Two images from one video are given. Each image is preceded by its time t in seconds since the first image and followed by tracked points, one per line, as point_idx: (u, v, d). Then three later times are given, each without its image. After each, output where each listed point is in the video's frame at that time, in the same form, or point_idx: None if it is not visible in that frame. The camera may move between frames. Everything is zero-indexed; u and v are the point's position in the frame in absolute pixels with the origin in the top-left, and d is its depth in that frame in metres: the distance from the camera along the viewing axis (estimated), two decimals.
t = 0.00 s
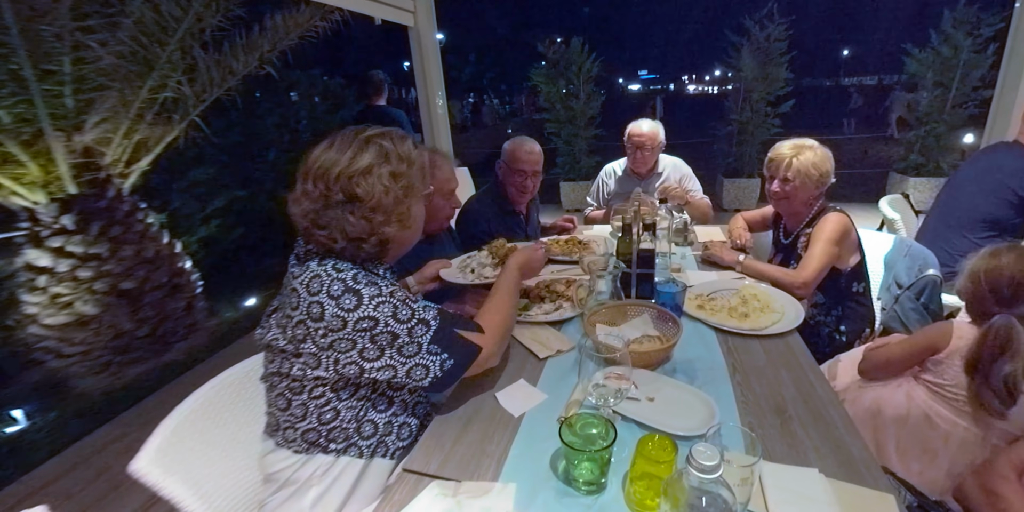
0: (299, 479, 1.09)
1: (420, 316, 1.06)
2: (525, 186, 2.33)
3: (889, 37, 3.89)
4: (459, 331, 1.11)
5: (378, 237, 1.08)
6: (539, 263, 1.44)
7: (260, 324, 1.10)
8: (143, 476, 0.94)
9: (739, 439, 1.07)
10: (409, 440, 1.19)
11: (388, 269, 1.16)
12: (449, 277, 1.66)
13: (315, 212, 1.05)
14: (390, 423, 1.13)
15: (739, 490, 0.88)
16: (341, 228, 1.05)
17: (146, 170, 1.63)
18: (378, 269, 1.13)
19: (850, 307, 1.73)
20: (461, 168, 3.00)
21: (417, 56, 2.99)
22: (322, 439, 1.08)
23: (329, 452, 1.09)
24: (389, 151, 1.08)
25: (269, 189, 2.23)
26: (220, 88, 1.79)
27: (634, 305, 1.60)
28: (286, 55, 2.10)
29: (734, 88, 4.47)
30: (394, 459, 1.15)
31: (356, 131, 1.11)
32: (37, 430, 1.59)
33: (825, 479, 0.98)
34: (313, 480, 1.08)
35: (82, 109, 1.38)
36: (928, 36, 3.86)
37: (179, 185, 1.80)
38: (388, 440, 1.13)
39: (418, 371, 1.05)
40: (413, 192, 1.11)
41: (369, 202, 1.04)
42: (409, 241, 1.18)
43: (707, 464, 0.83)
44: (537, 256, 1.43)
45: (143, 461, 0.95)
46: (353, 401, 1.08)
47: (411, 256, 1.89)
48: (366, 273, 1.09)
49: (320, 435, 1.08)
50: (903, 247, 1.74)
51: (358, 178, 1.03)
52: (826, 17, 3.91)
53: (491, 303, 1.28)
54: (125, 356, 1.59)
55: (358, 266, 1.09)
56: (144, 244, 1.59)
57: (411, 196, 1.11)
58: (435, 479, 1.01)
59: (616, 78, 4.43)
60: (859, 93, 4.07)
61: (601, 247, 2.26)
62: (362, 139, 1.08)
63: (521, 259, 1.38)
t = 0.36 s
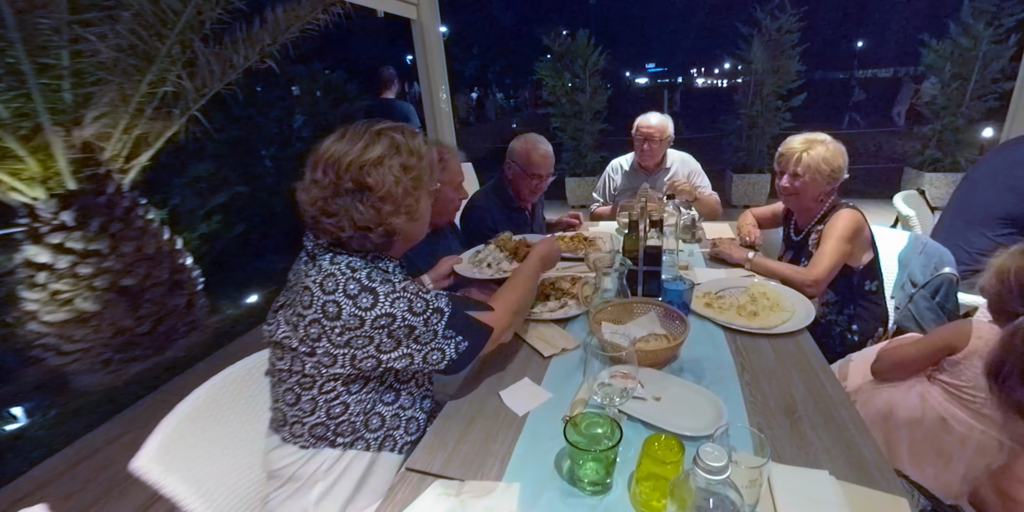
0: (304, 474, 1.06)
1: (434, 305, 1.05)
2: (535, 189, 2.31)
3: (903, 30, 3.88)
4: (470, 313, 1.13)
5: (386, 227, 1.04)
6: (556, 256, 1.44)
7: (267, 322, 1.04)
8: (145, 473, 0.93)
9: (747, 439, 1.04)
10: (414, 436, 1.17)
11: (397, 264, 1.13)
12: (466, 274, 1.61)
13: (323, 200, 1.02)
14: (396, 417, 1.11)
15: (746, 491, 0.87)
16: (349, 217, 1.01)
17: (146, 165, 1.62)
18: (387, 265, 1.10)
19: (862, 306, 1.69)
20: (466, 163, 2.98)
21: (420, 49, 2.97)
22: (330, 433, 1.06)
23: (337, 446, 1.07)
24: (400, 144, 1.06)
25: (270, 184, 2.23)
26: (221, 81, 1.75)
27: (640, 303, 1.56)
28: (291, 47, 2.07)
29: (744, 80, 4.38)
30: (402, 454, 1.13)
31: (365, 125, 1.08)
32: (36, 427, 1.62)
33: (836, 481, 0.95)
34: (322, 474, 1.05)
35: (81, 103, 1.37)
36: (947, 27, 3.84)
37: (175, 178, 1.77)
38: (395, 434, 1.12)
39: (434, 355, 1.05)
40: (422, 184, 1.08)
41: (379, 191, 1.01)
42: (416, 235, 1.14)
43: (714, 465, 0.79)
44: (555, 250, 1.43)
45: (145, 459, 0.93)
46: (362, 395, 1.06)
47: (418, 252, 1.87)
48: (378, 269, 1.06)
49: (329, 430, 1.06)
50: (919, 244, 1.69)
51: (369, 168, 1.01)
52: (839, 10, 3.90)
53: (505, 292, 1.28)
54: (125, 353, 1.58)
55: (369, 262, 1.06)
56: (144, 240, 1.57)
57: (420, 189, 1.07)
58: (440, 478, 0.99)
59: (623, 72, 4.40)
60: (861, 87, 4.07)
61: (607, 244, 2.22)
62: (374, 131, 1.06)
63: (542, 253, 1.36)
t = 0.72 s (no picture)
0: (304, 474, 1.04)
1: (436, 306, 1.01)
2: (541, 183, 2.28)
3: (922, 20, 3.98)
4: (473, 315, 1.07)
5: (389, 223, 1.02)
6: (555, 260, 1.41)
7: (268, 320, 1.02)
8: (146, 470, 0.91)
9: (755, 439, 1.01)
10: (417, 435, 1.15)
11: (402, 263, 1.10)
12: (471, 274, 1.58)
13: (326, 196, 0.99)
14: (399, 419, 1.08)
15: (754, 493, 0.85)
16: (349, 213, 0.98)
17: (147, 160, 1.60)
18: (390, 263, 1.07)
19: (876, 305, 1.65)
20: (470, 158, 2.96)
21: (424, 41, 2.78)
22: (331, 432, 1.03)
23: (337, 446, 1.05)
24: (405, 139, 1.03)
25: (271, 179, 2.21)
26: (221, 76, 1.72)
27: (647, 301, 1.53)
28: (292, 41, 2.02)
29: (754, 74, 4.25)
30: (405, 454, 1.11)
31: (367, 119, 1.05)
32: (36, 425, 1.63)
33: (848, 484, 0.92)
34: (323, 475, 1.03)
35: (79, 97, 1.34)
36: (967, 17, 3.85)
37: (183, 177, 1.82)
38: (398, 435, 1.09)
39: (436, 358, 1.02)
40: (425, 180, 1.05)
41: (383, 186, 0.98)
42: (418, 232, 1.11)
43: (722, 466, 0.77)
44: (555, 253, 1.41)
45: (146, 456, 0.91)
46: (364, 394, 1.03)
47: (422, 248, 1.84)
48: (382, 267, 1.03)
49: (330, 429, 1.03)
50: (934, 242, 1.65)
51: (372, 163, 0.98)
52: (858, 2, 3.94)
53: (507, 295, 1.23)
54: (126, 350, 1.57)
55: (372, 260, 1.03)
56: (145, 236, 1.55)
57: (423, 184, 1.05)
58: (442, 477, 0.97)
59: (630, 65, 4.36)
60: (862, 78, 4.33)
61: (613, 240, 2.19)
62: (377, 126, 1.02)
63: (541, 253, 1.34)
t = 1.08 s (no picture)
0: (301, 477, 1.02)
1: (420, 314, 0.96)
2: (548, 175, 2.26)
3: (937, 11, 3.86)
4: (461, 329, 1.00)
5: (379, 218, 0.99)
6: (551, 261, 1.31)
7: (256, 320, 1.02)
8: (146, 469, 0.88)
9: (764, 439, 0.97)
10: (418, 435, 1.13)
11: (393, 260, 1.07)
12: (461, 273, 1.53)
13: (316, 188, 0.97)
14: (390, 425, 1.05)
15: (763, 495, 0.84)
16: (341, 206, 0.96)
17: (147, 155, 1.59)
18: (379, 260, 1.04)
19: (890, 304, 1.61)
20: (474, 154, 2.93)
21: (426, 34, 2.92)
22: (324, 435, 1.02)
23: (332, 450, 1.02)
24: (396, 133, 1.00)
25: (272, 175, 2.20)
26: (222, 69, 1.69)
27: (653, 299, 1.49)
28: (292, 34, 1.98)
29: (765, 67, 4.23)
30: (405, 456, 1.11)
31: (359, 113, 1.03)
32: (36, 423, 1.63)
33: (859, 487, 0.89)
34: (316, 480, 1.01)
35: (78, 91, 1.33)
36: (987, 6, 3.76)
37: (183, 171, 1.82)
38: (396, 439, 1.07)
39: (419, 371, 0.97)
40: (417, 175, 1.03)
41: (374, 180, 0.96)
42: (414, 226, 1.09)
43: (730, 467, 0.74)
44: (548, 254, 1.30)
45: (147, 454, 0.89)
46: (354, 397, 1.01)
47: (423, 244, 1.82)
48: (369, 265, 1.01)
49: (324, 431, 1.01)
50: (950, 239, 1.60)
51: (362, 156, 0.96)
52: None
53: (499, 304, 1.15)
54: (126, 347, 1.56)
55: (360, 258, 1.01)
56: (144, 232, 1.53)
57: (414, 179, 1.02)
58: (446, 476, 0.95)
59: (638, 58, 4.31)
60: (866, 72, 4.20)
61: (620, 237, 2.15)
62: (367, 120, 1.00)
63: (533, 257, 1.25)
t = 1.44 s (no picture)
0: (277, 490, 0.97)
1: (360, 342, 0.86)
2: (556, 168, 2.20)
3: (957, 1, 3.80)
4: (409, 371, 0.89)
5: (333, 221, 0.93)
6: (531, 286, 1.20)
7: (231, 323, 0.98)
8: (145, 467, 0.88)
9: (772, 440, 0.94)
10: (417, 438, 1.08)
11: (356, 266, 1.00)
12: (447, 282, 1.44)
13: (270, 190, 0.93)
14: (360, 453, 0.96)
15: (772, 497, 0.81)
16: (292, 210, 0.92)
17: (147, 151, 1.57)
18: (337, 266, 0.96)
19: (904, 303, 1.57)
20: (478, 149, 2.91)
21: (429, 26, 2.90)
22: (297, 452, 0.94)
23: (310, 469, 0.94)
24: (353, 130, 0.94)
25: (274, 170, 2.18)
26: (222, 63, 1.66)
27: (661, 297, 1.46)
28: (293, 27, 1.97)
29: (777, 59, 4.17)
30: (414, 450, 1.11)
31: (318, 108, 0.97)
32: (36, 420, 1.62)
33: (871, 490, 0.86)
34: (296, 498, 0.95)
35: (77, 85, 1.31)
36: None
37: (180, 165, 1.81)
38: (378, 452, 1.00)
39: (359, 408, 0.88)
40: (377, 174, 0.95)
41: (323, 182, 0.90)
42: (385, 230, 1.04)
43: (737, 468, 0.71)
44: (528, 278, 1.20)
45: (145, 452, 0.88)
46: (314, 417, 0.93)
47: (428, 241, 1.76)
48: (324, 272, 0.93)
49: (298, 446, 0.94)
50: (968, 237, 1.56)
51: (314, 156, 0.90)
52: None
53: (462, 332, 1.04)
54: (127, 344, 1.55)
55: (316, 265, 0.93)
56: (145, 228, 1.52)
57: (372, 179, 0.95)
58: (448, 476, 0.92)
59: (645, 50, 4.26)
60: (874, 64, 4.08)
61: (626, 233, 2.12)
62: (324, 116, 0.94)
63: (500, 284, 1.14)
